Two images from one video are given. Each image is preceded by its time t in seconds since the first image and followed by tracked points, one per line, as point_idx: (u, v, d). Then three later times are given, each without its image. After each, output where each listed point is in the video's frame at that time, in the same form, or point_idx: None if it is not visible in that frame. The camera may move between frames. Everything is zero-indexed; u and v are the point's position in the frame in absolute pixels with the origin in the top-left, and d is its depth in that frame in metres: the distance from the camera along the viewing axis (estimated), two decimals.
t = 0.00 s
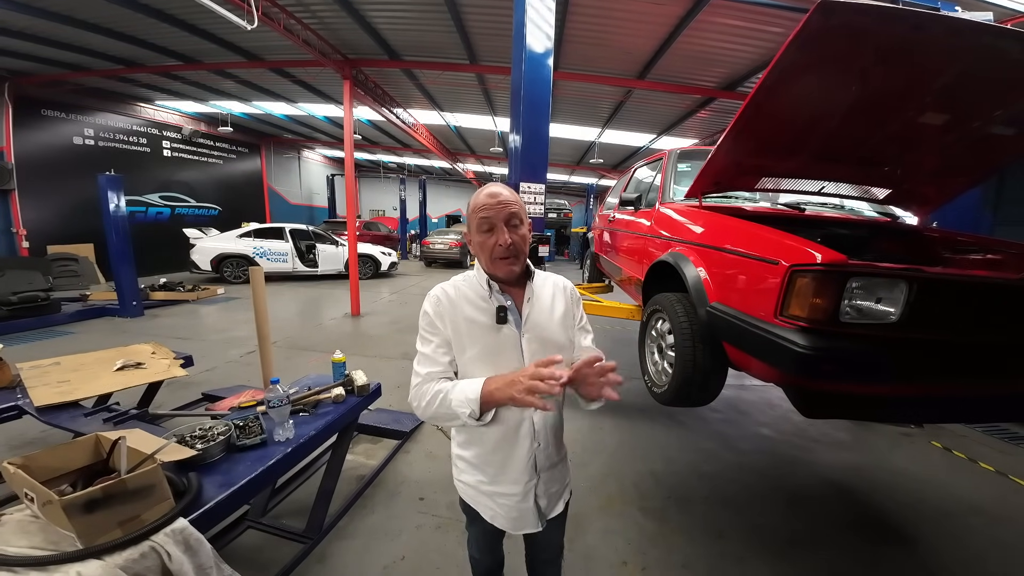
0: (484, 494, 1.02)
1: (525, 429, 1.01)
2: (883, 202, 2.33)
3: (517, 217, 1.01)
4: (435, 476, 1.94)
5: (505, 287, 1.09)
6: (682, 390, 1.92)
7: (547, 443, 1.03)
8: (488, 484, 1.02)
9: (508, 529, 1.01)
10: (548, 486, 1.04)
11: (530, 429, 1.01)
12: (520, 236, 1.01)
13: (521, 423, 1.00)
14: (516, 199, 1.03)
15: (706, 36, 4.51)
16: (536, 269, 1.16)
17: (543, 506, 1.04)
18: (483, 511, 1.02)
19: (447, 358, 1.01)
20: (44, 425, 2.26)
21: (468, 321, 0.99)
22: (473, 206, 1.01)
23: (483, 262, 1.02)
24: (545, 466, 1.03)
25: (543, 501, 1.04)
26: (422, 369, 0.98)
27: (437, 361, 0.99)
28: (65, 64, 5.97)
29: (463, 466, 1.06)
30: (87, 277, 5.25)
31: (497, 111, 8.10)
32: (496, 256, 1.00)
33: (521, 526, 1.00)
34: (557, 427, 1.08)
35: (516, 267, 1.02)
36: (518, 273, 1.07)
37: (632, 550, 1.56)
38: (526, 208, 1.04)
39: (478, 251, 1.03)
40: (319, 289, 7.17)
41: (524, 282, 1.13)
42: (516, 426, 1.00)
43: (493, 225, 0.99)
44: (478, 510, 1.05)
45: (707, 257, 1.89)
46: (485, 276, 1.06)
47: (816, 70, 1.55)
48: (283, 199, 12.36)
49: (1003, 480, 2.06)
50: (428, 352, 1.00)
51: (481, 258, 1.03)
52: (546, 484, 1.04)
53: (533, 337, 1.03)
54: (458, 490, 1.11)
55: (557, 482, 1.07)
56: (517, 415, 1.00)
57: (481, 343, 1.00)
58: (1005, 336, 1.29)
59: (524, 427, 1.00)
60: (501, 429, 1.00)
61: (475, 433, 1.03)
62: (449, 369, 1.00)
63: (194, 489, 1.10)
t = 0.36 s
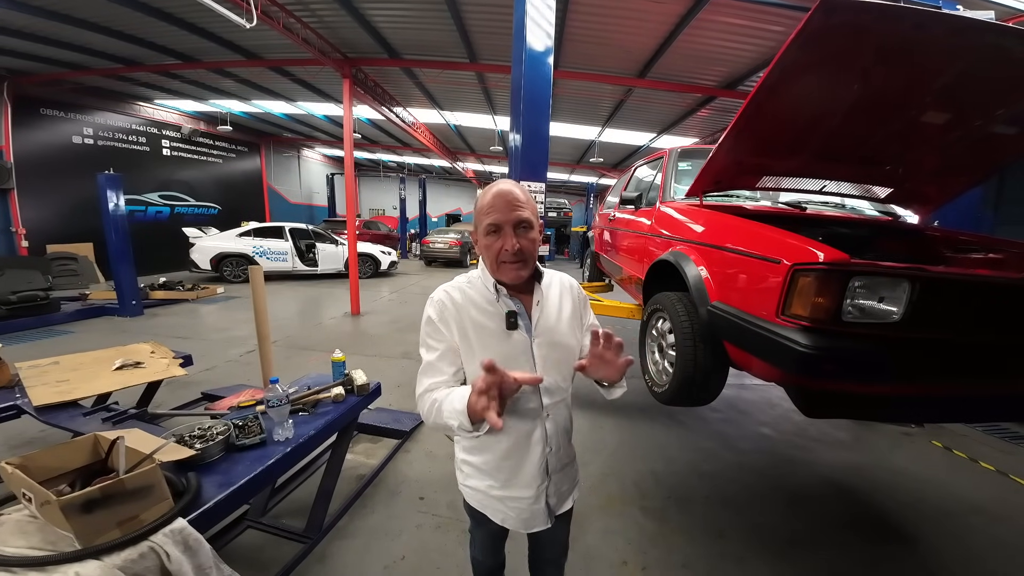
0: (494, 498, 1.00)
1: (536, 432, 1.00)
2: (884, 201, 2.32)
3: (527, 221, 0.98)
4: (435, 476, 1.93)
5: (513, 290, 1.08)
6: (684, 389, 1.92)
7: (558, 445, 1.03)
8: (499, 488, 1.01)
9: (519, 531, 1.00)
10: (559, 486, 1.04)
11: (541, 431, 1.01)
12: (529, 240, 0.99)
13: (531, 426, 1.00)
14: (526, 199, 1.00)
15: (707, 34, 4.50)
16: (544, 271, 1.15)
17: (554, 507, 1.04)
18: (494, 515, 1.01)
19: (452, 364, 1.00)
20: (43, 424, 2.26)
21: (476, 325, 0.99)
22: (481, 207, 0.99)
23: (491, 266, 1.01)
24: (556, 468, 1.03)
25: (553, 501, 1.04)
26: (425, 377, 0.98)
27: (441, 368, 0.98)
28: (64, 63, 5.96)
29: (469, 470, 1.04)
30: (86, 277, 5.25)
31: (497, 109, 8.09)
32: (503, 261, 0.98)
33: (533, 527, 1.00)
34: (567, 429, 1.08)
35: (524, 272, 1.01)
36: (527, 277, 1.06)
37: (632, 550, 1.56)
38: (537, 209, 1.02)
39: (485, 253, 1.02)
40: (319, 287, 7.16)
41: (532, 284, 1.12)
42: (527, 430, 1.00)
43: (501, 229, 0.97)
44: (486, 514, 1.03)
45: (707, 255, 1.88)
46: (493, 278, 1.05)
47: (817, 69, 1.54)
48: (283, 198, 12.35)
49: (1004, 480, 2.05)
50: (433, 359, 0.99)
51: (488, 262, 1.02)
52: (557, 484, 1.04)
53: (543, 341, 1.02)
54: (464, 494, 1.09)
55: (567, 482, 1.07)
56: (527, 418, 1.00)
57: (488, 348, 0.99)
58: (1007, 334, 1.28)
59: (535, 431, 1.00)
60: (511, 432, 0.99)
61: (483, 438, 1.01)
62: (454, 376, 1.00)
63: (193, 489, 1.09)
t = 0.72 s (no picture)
0: (489, 499, 1.01)
1: (533, 437, 1.00)
2: (884, 200, 2.32)
3: (535, 225, 0.96)
4: (435, 475, 1.93)
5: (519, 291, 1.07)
6: (683, 388, 1.92)
7: (555, 453, 1.02)
8: (494, 489, 1.01)
9: (511, 535, 1.00)
10: (554, 494, 1.04)
11: (538, 436, 1.01)
12: (534, 245, 0.97)
13: (528, 431, 1.00)
14: (535, 200, 0.98)
15: (707, 33, 4.50)
16: (551, 272, 1.13)
17: (548, 515, 1.03)
18: (487, 516, 1.02)
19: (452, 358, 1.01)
20: (43, 424, 2.26)
21: (479, 324, 0.99)
22: (487, 208, 0.98)
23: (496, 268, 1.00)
24: (552, 476, 1.03)
25: (549, 509, 1.03)
26: (424, 368, 0.99)
27: (439, 362, 0.99)
28: (63, 62, 5.95)
29: (468, 469, 1.05)
30: (86, 276, 5.25)
31: (496, 109, 8.09)
32: (506, 264, 0.98)
33: (525, 533, 1.00)
34: (566, 437, 1.07)
35: (528, 276, 0.99)
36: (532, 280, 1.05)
37: (633, 549, 1.56)
38: (546, 211, 1.00)
39: (491, 254, 1.01)
40: (318, 287, 7.16)
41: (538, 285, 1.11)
42: (524, 434, 1.00)
43: (504, 232, 0.96)
44: (481, 514, 1.04)
45: (707, 254, 1.88)
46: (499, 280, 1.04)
47: (818, 68, 1.54)
48: (282, 197, 12.33)
49: (1003, 479, 2.06)
50: (433, 351, 1.00)
51: (495, 264, 1.01)
52: (552, 492, 1.03)
53: (545, 344, 1.01)
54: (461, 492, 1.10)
55: (562, 490, 1.07)
56: (523, 423, 1.00)
57: (490, 347, 0.98)
58: (1008, 334, 1.28)
59: (531, 436, 1.00)
60: (507, 435, 0.99)
61: (482, 437, 1.02)
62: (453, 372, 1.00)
63: (193, 488, 1.09)
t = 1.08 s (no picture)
0: (485, 494, 1.02)
1: (529, 434, 1.00)
2: (883, 199, 2.32)
3: (534, 216, 0.99)
4: (435, 474, 1.94)
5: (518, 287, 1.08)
6: (683, 387, 1.93)
7: (551, 450, 1.02)
8: (490, 484, 1.02)
9: (507, 531, 1.01)
10: (551, 491, 1.04)
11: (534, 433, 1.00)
12: (535, 235, 1.00)
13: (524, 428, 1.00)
14: (535, 194, 1.02)
15: (707, 33, 4.51)
16: (550, 271, 1.15)
17: (543, 512, 1.03)
18: (484, 510, 1.03)
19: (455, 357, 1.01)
20: (43, 424, 2.26)
21: (479, 322, 0.98)
22: (492, 199, 1.01)
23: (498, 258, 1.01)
24: (548, 472, 1.03)
25: (544, 505, 1.03)
26: (426, 367, 0.99)
27: (441, 361, 0.99)
28: (63, 62, 5.95)
29: (465, 464, 1.07)
30: (85, 276, 5.25)
31: (496, 108, 8.09)
32: (509, 253, 0.99)
33: (520, 528, 1.01)
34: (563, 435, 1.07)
35: (530, 267, 1.01)
36: (532, 274, 1.06)
37: (632, 548, 1.56)
38: (545, 206, 1.03)
39: (493, 247, 1.03)
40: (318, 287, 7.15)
41: (538, 282, 1.12)
42: (520, 432, 1.00)
43: (509, 220, 0.98)
44: (478, 509, 1.05)
45: (707, 254, 1.89)
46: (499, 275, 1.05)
47: (818, 68, 1.54)
48: (282, 197, 12.33)
49: (1002, 478, 2.06)
50: (435, 350, 1.00)
51: (496, 256, 1.02)
52: (548, 489, 1.03)
53: (543, 342, 1.02)
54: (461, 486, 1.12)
55: (559, 488, 1.06)
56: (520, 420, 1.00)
57: (490, 345, 0.99)
58: (1006, 333, 1.28)
59: (527, 433, 1.00)
60: (503, 433, 1.00)
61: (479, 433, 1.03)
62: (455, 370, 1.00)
63: (194, 488, 1.09)
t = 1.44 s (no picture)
0: (491, 495, 1.02)
1: (530, 431, 1.01)
2: (884, 199, 2.32)
3: (525, 217, 1.00)
4: (436, 474, 1.94)
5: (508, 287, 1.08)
6: (684, 386, 1.93)
7: (554, 447, 1.02)
8: (494, 486, 1.02)
9: (516, 530, 1.01)
10: (558, 488, 1.04)
11: (535, 430, 1.01)
12: (525, 237, 1.00)
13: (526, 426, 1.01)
14: (525, 196, 1.03)
15: (707, 33, 4.51)
16: (540, 270, 1.15)
17: (551, 508, 1.03)
18: (491, 512, 1.02)
19: (450, 362, 1.01)
20: (46, 424, 2.27)
21: (470, 323, 0.98)
22: (482, 198, 1.01)
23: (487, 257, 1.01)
24: (553, 469, 1.03)
25: (553, 502, 1.03)
26: (422, 375, 0.99)
27: (437, 366, 0.99)
28: (65, 63, 5.97)
29: (468, 467, 1.07)
30: (88, 276, 5.27)
31: (496, 108, 8.10)
32: (498, 253, 0.99)
33: (528, 527, 1.01)
34: (566, 431, 1.07)
35: (518, 267, 1.01)
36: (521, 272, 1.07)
37: (633, 548, 1.56)
38: (535, 206, 1.04)
39: (482, 247, 1.03)
40: (319, 287, 7.16)
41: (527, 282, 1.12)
42: (521, 430, 1.00)
43: (500, 220, 0.98)
44: (485, 512, 1.05)
45: (707, 254, 1.89)
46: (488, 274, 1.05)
47: (818, 67, 1.54)
48: (283, 197, 12.35)
49: (1004, 478, 2.06)
50: (430, 356, 1.00)
51: (486, 255, 1.02)
52: (555, 486, 1.03)
53: (536, 337, 1.03)
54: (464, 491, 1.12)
55: (566, 485, 1.06)
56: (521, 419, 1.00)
57: (485, 344, 0.98)
58: (1007, 332, 1.28)
59: (529, 431, 1.00)
60: (505, 433, 1.00)
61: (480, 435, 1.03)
62: (451, 375, 1.00)
63: (195, 487, 1.10)
